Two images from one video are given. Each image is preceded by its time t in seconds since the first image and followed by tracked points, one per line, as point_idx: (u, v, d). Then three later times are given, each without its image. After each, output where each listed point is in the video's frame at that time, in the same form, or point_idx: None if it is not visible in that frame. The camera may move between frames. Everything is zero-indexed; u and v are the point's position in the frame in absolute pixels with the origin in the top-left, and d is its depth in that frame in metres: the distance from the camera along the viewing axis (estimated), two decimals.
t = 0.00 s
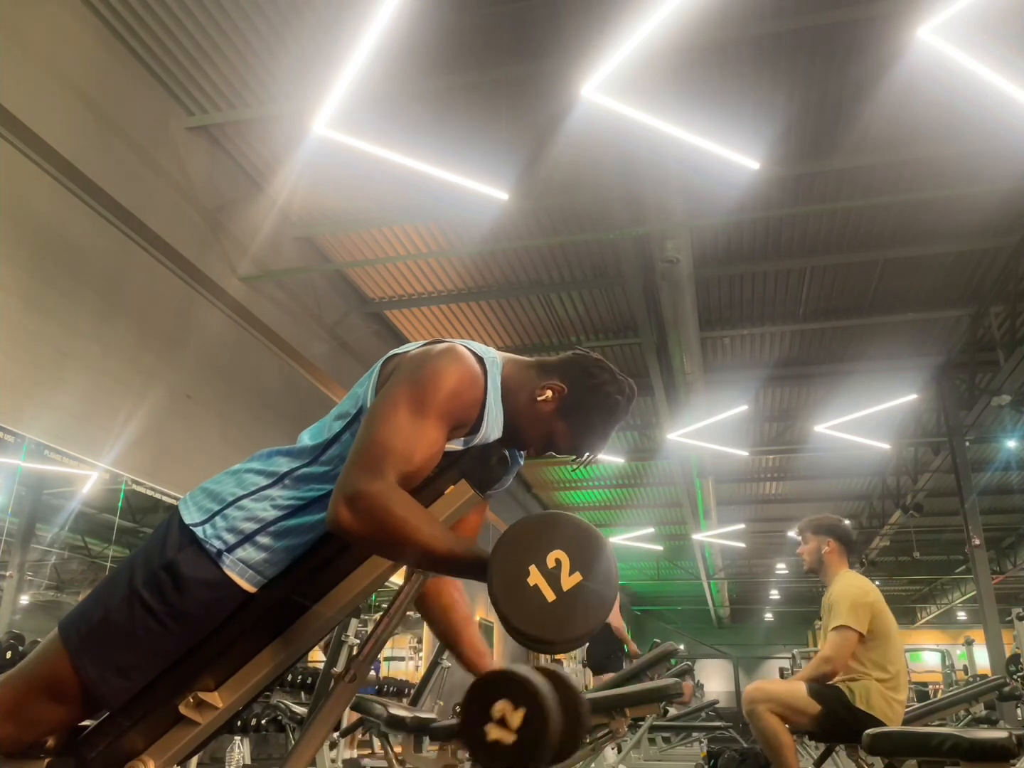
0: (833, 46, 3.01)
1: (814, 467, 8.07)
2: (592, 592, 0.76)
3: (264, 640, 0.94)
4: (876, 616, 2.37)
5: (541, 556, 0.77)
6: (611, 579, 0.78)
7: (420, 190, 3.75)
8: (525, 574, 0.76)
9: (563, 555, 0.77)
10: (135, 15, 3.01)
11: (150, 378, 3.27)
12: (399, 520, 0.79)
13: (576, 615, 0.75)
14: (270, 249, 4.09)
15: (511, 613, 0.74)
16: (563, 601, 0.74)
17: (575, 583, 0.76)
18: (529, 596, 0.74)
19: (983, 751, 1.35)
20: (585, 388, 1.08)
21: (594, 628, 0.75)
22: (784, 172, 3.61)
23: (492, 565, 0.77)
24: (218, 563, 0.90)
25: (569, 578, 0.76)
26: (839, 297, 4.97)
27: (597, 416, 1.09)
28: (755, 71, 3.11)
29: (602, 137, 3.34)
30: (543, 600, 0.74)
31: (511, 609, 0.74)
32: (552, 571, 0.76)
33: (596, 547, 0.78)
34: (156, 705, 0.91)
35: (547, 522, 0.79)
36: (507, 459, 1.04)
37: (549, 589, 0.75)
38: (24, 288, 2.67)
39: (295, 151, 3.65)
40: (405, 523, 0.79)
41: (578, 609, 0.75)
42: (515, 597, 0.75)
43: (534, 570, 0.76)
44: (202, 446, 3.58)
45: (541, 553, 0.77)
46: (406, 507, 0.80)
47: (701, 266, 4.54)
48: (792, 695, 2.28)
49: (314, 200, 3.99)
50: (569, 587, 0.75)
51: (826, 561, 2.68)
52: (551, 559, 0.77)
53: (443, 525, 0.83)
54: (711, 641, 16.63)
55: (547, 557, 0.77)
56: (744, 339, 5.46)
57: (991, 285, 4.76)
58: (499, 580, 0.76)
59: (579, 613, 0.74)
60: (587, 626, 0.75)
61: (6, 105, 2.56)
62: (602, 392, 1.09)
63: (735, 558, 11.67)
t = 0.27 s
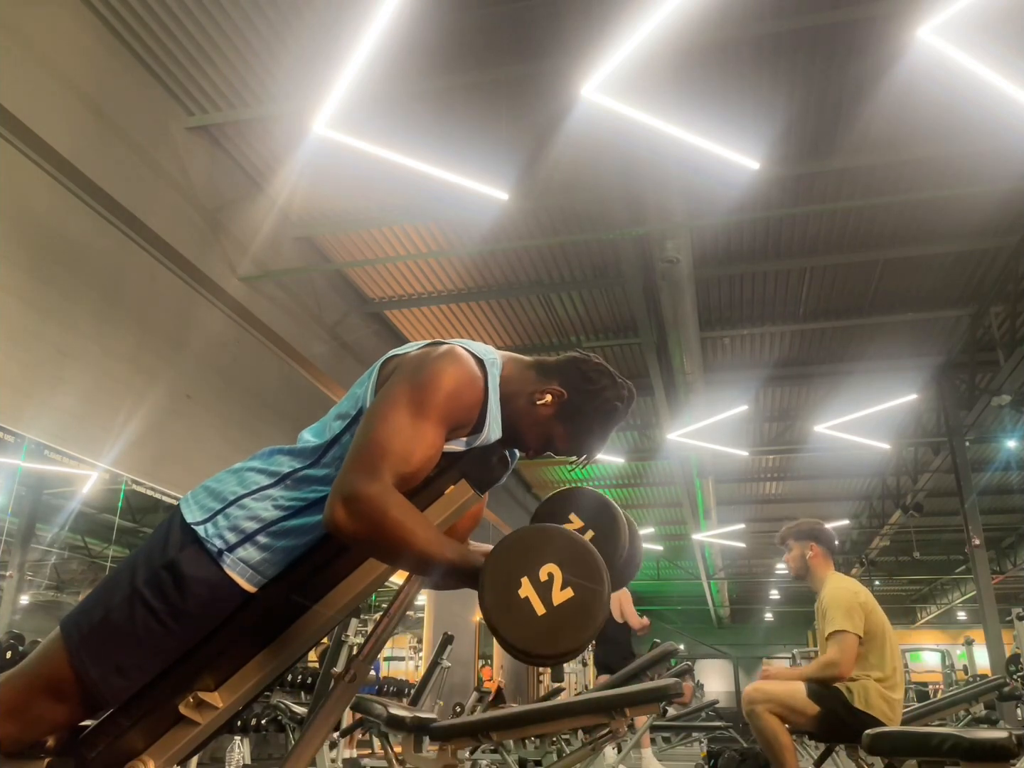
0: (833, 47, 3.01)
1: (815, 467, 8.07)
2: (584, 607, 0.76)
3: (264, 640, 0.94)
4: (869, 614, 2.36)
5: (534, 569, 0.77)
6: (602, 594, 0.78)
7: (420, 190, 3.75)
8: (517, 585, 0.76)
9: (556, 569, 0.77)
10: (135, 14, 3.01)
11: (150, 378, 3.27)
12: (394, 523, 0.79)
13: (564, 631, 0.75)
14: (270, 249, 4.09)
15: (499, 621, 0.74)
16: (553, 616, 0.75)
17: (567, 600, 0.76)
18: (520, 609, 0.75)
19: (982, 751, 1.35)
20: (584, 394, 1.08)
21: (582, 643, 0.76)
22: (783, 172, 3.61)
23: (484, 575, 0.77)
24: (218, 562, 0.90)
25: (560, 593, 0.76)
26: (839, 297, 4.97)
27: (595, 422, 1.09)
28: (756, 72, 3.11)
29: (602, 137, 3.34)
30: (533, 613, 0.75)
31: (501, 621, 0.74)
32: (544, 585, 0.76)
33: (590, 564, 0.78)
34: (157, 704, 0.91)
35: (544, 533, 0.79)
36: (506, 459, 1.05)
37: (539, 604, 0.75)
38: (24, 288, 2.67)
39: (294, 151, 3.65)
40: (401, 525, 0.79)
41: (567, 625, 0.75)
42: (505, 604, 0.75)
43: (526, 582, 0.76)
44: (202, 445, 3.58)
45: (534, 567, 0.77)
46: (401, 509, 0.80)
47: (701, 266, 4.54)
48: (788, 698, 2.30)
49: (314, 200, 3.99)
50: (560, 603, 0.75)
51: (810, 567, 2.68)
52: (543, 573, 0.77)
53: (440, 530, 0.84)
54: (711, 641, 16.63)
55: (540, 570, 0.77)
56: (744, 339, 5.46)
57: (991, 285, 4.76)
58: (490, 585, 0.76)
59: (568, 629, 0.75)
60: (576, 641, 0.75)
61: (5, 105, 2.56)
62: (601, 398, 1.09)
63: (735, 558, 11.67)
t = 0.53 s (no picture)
0: (833, 46, 3.00)
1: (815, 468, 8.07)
2: (591, 579, 0.76)
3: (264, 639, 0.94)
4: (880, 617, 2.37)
5: (538, 546, 0.77)
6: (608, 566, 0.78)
7: (420, 190, 3.75)
8: (522, 565, 0.76)
9: (559, 544, 0.77)
10: (135, 15, 3.01)
11: (150, 378, 3.27)
12: (394, 521, 0.79)
13: (573, 604, 0.74)
14: (271, 249, 4.09)
15: (506, 599, 0.74)
16: (562, 591, 0.74)
17: (573, 572, 0.75)
18: (528, 588, 0.74)
19: (982, 751, 1.35)
20: (584, 391, 1.08)
21: (593, 616, 0.75)
22: (784, 172, 3.61)
23: (488, 559, 0.77)
24: (219, 562, 0.90)
25: (566, 567, 0.76)
26: (839, 297, 4.97)
27: (595, 419, 1.08)
28: (756, 71, 3.11)
29: (602, 137, 3.34)
30: (541, 591, 0.74)
31: (511, 601, 0.74)
32: (548, 561, 0.76)
33: (591, 535, 0.78)
34: (157, 704, 0.91)
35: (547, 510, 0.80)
36: (506, 460, 1.05)
37: (546, 579, 0.75)
38: (24, 288, 2.67)
39: (294, 151, 3.65)
40: (401, 524, 0.79)
41: (577, 597, 0.75)
42: (512, 586, 0.75)
43: (531, 561, 0.76)
44: (202, 446, 3.58)
45: (537, 544, 0.77)
46: (400, 507, 0.80)
47: (701, 266, 4.54)
48: (785, 693, 2.31)
49: (314, 200, 3.99)
50: (567, 576, 0.75)
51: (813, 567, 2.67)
52: (547, 550, 0.77)
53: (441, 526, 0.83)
54: (711, 641, 16.63)
55: (543, 548, 0.77)
56: (743, 339, 5.46)
57: (992, 285, 4.76)
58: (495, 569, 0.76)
59: (578, 601, 0.74)
60: (587, 613, 0.75)
61: (6, 105, 2.57)
62: (601, 395, 1.09)
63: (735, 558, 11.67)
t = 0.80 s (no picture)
0: (833, 46, 3.00)
1: (815, 468, 8.07)
2: (583, 561, 0.77)
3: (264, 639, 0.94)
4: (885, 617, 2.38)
5: (532, 531, 0.77)
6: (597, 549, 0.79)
7: (420, 189, 3.75)
8: (517, 550, 0.75)
9: (552, 528, 0.78)
10: (135, 15, 3.01)
11: (150, 378, 3.27)
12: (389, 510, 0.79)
13: (565, 588, 0.75)
14: (271, 249, 4.09)
15: (499, 576, 0.74)
16: (557, 574, 0.75)
17: (567, 555, 0.76)
18: (525, 573, 0.74)
19: (981, 751, 1.35)
20: (585, 391, 1.08)
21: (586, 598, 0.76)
22: (784, 172, 3.61)
23: (483, 544, 0.75)
24: (219, 562, 0.90)
25: (560, 551, 0.76)
26: (839, 297, 4.97)
27: (596, 418, 1.08)
28: (756, 71, 3.11)
29: (602, 137, 3.34)
30: (538, 574, 0.74)
31: (509, 586, 0.73)
32: (543, 545, 0.76)
33: (582, 519, 0.79)
34: (157, 704, 0.91)
35: (547, 494, 0.80)
36: (506, 460, 1.05)
37: (543, 563, 0.75)
38: (24, 288, 2.67)
39: (294, 151, 3.65)
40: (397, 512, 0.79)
41: (572, 581, 0.75)
42: (509, 571, 0.74)
43: (526, 545, 0.76)
44: (202, 445, 3.58)
45: (531, 528, 0.77)
46: (395, 496, 0.80)
47: (701, 266, 4.54)
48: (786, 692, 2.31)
49: (314, 200, 3.99)
50: (562, 560, 0.76)
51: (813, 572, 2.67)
52: (540, 534, 0.77)
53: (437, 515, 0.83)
54: (711, 641, 16.63)
55: (537, 532, 0.77)
56: (743, 339, 5.46)
57: (992, 285, 4.76)
58: (489, 541, 0.76)
59: (574, 583, 0.75)
60: (582, 595, 0.76)
61: (6, 105, 2.57)
62: (602, 395, 1.09)
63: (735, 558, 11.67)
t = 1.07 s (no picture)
0: (833, 46, 3.00)
1: (815, 468, 8.07)
2: (576, 585, 0.75)
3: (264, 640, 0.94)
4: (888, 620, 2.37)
5: (525, 550, 0.76)
6: (596, 574, 0.77)
7: (420, 189, 3.75)
8: (507, 568, 0.75)
9: (547, 549, 0.76)
10: (135, 15, 3.01)
11: (150, 378, 3.27)
12: (385, 512, 0.79)
13: (554, 610, 0.73)
14: (271, 249, 4.09)
15: (485, 591, 0.74)
16: (545, 595, 0.73)
17: (558, 578, 0.75)
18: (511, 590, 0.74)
19: (981, 751, 1.35)
20: (586, 394, 1.08)
21: (578, 623, 0.74)
22: (784, 171, 3.60)
23: (474, 560, 0.76)
24: (219, 564, 0.90)
25: (552, 572, 0.75)
26: (839, 297, 4.97)
27: (596, 420, 1.08)
28: (756, 71, 3.10)
29: (602, 137, 3.34)
30: (525, 593, 0.74)
31: (494, 603, 0.74)
32: (535, 564, 0.75)
33: (580, 542, 0.77)
34: (157, 705, 0.91)
35: (547, 514, 0.79)
36: (507, 461, 1.04)
37: (531, 583, 0.74)
38: (25, 288, 2.67)
39: (294, 151, 3.65)
40: (393, 514, 0.79)
41: (561, 603, 0.74)
42: (496, 588, 0.74)
43: (517, 564, 0.75)
44: (202, 445, 3.58)
45: (525, 548, 0.76)
46: (392, 498, 0.80)
47: (701, 266, 4.54)
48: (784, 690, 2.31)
49: (314, 200, 3.99)
50: (552, 581, 0.74)
51: (825, 567, 2.67)
52: (533, 553, 0.76)
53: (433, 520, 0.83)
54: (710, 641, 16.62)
55: (530, 551, 0.76)
56: (743, 339, 5.45)
57: (992, 285, 4.75)
58: (481, 559, 0.76)
59: (562, 606, 0.73)
60: (572, 619, 0.74)
61: (5, 105, 2.56)
62: (603, 398, 1.08)
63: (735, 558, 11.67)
